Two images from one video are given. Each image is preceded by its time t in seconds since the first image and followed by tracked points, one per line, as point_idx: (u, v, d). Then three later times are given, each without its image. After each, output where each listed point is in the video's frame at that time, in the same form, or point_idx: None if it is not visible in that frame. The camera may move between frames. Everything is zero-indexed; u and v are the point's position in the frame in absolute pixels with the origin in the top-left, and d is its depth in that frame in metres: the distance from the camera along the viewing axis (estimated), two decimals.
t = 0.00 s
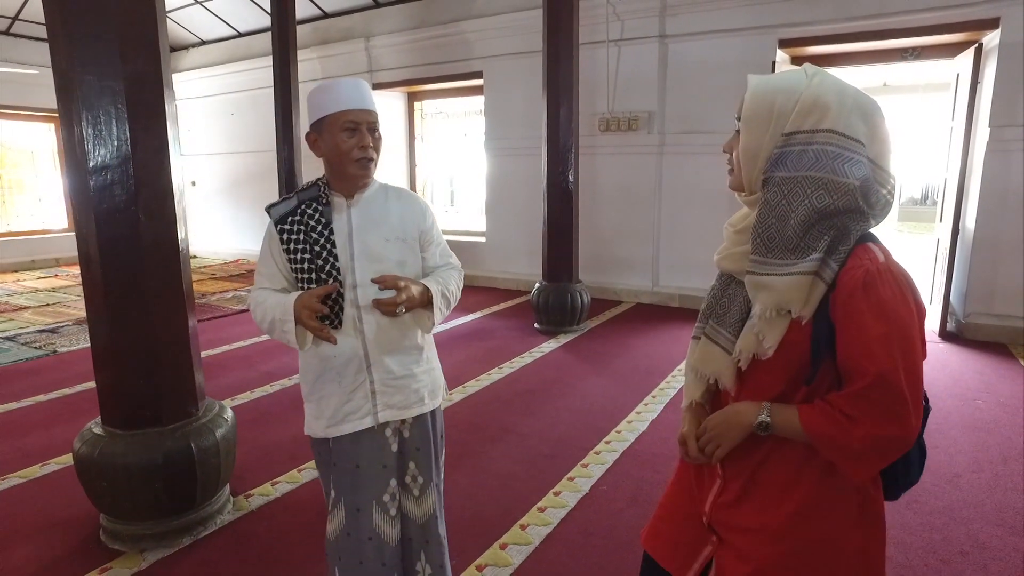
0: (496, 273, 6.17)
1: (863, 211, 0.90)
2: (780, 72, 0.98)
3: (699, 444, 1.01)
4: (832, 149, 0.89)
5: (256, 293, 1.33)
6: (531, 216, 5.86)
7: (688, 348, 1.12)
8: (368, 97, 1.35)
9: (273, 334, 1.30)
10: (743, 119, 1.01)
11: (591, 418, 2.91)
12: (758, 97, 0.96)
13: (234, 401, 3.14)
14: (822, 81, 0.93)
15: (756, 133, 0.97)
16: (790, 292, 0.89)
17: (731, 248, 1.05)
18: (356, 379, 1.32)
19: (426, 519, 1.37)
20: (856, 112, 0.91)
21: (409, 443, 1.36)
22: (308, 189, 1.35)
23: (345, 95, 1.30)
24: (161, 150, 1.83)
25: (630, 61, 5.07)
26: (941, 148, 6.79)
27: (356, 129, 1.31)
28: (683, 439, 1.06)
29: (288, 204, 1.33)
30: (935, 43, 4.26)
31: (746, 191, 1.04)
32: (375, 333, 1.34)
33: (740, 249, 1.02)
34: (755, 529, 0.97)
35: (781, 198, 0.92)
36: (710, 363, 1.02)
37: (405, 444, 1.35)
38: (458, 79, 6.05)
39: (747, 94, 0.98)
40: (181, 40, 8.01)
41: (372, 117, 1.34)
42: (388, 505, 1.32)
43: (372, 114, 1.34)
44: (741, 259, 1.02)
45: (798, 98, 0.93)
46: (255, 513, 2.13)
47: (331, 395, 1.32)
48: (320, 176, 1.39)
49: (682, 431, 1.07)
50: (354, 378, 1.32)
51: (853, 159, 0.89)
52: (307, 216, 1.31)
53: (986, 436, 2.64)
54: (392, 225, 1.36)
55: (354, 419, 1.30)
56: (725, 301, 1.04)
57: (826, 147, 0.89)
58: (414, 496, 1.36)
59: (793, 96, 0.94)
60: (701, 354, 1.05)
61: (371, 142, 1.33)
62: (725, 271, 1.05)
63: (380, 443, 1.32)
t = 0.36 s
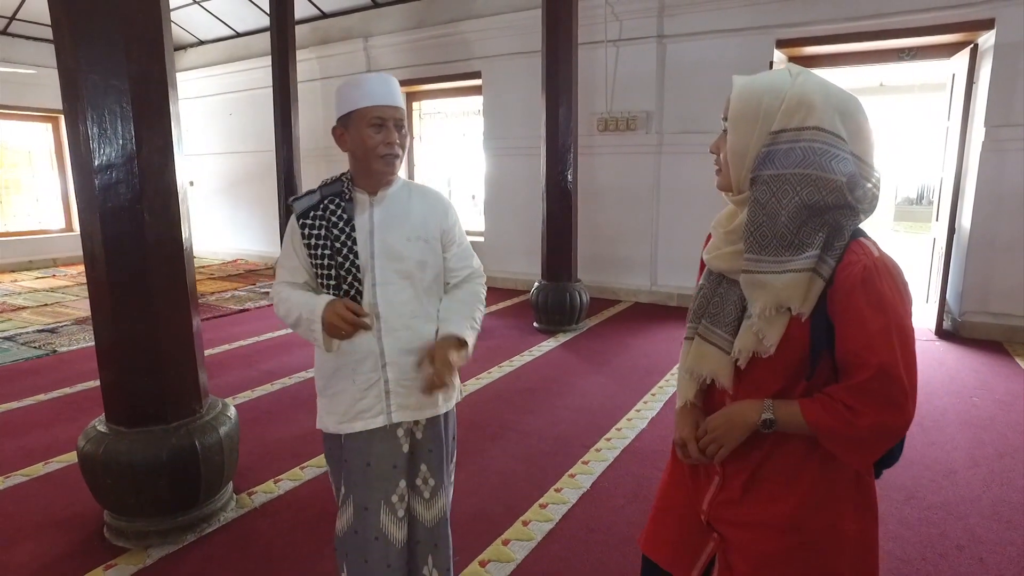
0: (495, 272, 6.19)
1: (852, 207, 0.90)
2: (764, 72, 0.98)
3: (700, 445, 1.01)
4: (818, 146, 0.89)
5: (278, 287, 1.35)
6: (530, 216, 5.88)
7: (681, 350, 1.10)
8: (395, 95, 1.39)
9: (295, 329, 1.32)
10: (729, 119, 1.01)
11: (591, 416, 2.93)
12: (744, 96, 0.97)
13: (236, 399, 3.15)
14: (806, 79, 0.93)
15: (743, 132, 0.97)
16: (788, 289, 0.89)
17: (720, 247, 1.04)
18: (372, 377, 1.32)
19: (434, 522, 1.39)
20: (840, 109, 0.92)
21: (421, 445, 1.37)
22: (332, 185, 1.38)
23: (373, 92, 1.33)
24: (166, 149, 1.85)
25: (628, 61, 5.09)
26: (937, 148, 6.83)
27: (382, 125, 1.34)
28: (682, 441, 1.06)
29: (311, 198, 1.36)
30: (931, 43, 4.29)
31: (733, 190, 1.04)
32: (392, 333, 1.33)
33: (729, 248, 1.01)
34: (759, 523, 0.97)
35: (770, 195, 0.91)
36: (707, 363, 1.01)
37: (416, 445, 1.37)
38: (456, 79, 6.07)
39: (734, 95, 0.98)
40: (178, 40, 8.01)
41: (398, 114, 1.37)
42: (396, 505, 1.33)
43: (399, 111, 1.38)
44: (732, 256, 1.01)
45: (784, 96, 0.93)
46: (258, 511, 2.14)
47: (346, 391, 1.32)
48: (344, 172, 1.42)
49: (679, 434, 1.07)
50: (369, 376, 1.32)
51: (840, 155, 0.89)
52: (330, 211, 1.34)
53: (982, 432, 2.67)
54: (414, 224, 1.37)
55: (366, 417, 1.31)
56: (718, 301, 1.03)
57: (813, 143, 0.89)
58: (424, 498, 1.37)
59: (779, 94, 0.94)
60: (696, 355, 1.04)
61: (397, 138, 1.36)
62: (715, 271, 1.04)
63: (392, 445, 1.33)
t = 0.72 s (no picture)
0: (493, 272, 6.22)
1: (820, 198, 0.90)
2: (733, 67, 0.98)
3: (673, 440, 1.00)
4: (787, 137, 0.89)
5: (305, 280, 1.39)
6: (527, 216, 5.90)
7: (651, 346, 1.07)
8: (431, 95, 1.37)
9: (319, 324, 1.36)
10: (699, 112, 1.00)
11: (589, 413, 2.95)
12: (714, 89, 0.96)
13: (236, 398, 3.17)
14: (775, 73, 0.93)
15: (713, 125, 0.97)
16: (762, 280, 0.88)
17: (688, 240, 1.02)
18: (382, 378, 1.33)
19: (440, 529, 1.41)
20: (807, 102, 0.92)
21: (430, 450, 1.38)
22: (362, 181, 1.38)
23: (409, 93, 1.33)
24: (169, 149, 1.87)
25: (625, 62, 5.12)
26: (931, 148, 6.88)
27: (416, 128, 1.34)
28: (655, 436, 1.04)
29: (340, 195, 1.37)
30: (925, 44, 4.33)
31: (701, 183, 1.02)
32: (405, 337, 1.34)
33: (699, 240, 0.99)
34: (734, 513, 0.99)
35: (740, 185, 0.90)
36: (683, 358, 0.98)
37: (423, 449, 1.38)
38: (454, 79, 6.09)
39: (704, 89, 0.97)
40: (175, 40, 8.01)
41: (432, 116, 1.36)
42: (397, 507, 1.35)
43: (433, 113, 1.37)
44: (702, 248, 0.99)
45: (754, 88, 0.93)
46: (260, 507, 2.16)
47: (356, 388, 1.34)
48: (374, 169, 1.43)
49: (651, 430, 1.05)
50: (380, 377, 1.34)
51: (808, 147, 0.89)
52: (357, 210, 1.35)
53: (974, 428, 2.71)
54: (437, 228, 1.36)
55: (373, 415, 1.33)
56: (688, 293, 1.01)
57: (783, 134, 0.89)
58: (432, 505, 1.40)
59: (749, 86, 0.93)
60: (670, 350, 1.00)
61: (428, 141, 1.36)
62: (684, 264, 1.02)
63: (398, 446, 1.35)
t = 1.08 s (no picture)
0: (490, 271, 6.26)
1: (788, 194, 0.93)
2: (706, 68, 0.99)
3: (643, 430, 1.02)
4: (759, 136, 0.90)
5: (311, 273, 1.39)
6: (524, 215, 5.94)
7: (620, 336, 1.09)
8: (450, 102, 1.40)
9: (325, 318, 1.37)
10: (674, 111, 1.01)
11: (586, 410, 2.99)
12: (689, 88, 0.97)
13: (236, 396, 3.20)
14: (747, 74, 0.95)
15: (687, 122, 0.97)
16: (736, 272, 0.90)
17: (659, 234, 1.03)
18: (389, 374, 1.37)
19: (439, 523, 1.40)
20: (777, 103, 0.94)
21: (429, 443, 1.41)
22: (376, 178, 1.40)
23: (429, 98, 1.35)
24: (173, 150, 1.90)
25: (621, 63, 5.17)
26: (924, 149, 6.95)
27: (433, 133, 1.36)
28: (624, 428, 1.05)
29: (352, 190, 1.38)
30: (918, 45, 4.38)
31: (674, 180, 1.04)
32: (412, 336, 1.37)
33: (673, 235, 1.00)
34: (701, 502, 1.01)
35: (714, 182, 0.92)
36: (650, 348, 1.01)
37: (424, 443, 1.41)
38: (451, 79, 6.12)
39: (680, 87, 0.98)
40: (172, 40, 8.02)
41: (450, 123, 1.39)
42: (395, 497, 1.38)
43: (452, 119, 1.39)
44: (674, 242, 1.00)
45: (728, 88, 0.94)
46: (261, 502, 2.19)
47: (361, 382, 1.38)
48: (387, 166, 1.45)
49: (618, 421, 1.06)
50: (387, 373, 1.37)
51: (777, 145, 0.91)
52: (370, 208, 1.37)
53: (964, 423, 2.76)
54: (448, 230, 1.40)
55: (377, 409, 1.37)
56: (659, 286, 1.02)
57: (755, 133, 0.91)
58: (431, 498, 1.40)
59: (723, 86, 0.95)
60: (638, 340, 1.03)
61: (444, 147, 1.39)
62: (655, 257, 1.03)
63: (397, 437, 1.38)
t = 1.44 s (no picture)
0: (488, 270, 6.29)
1: (756, 196, 0.95)
2: (671, 75, 1.01)
3: (619, 422, 1.04)
4: (724, 141, 0.93)
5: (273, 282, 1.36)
6: (522, 214, 5.97)
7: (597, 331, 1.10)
8: (404, 98, 1.37)
9: (291, 327, 1.34)
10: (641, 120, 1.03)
11: (583, 405, 3.03)
12: (655, 96, 0.99)
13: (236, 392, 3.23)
14: (711, 80, 0.97)
15: (654, 130, 1.00)
16: (707, 271, 0.91)
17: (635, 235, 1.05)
18: (364, 376, 1.36)
19: (434, 514, 1.42)
20: (740, 108, 0.96)
21: (414, 440, 1.41)
22: (331, 181, 1.37)
23: (383, 97, 1.32)
24: (175, 148, 1.93)
25: (617, 62, 5.20)
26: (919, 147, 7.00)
27: (389, 132, 1.34)
28: (603, 421, 1.07)
29: (309, 195, 1.35)
30: (911, 46, 4.43)
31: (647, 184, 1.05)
32: (384, 336, 1.36)
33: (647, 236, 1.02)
34: (673, 492, 1.02)
35: (683, 186, 0.93)
36: (627, 343, 1.02)
37: (408, 441, 1.40)
38: (449, 79, 6.15)
39: (643, 98, 1.00)
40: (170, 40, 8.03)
41: (406, 120, 1.36)
42: (385, 496, 1.38)
43: (407, 117, 1.37)
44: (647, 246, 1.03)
45: (692, 95, 0.97)
46: (263, 495, 2.22)
47: (337, 386, 1.37)
48: (343, 167, 1.42)
49: (597, 414, 1.09)
50: (362, 375, 1.36)
51: (742, 149, 0.93)
52: (329, 211, 1.33)
53: (957, 418, 2.80)
54: (411, 226, 1.37)
55: (357, 413, 1.36)
56: (633, 284, 1.03)
57: (720, 138, 0.93)
58: (422, 492, 1.41)
59: (687, 93, 0.97)
60: (614, 336, 1.03)
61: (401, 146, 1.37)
62: (631, 256, 1.05)
63: (382, 437, 1.37)
